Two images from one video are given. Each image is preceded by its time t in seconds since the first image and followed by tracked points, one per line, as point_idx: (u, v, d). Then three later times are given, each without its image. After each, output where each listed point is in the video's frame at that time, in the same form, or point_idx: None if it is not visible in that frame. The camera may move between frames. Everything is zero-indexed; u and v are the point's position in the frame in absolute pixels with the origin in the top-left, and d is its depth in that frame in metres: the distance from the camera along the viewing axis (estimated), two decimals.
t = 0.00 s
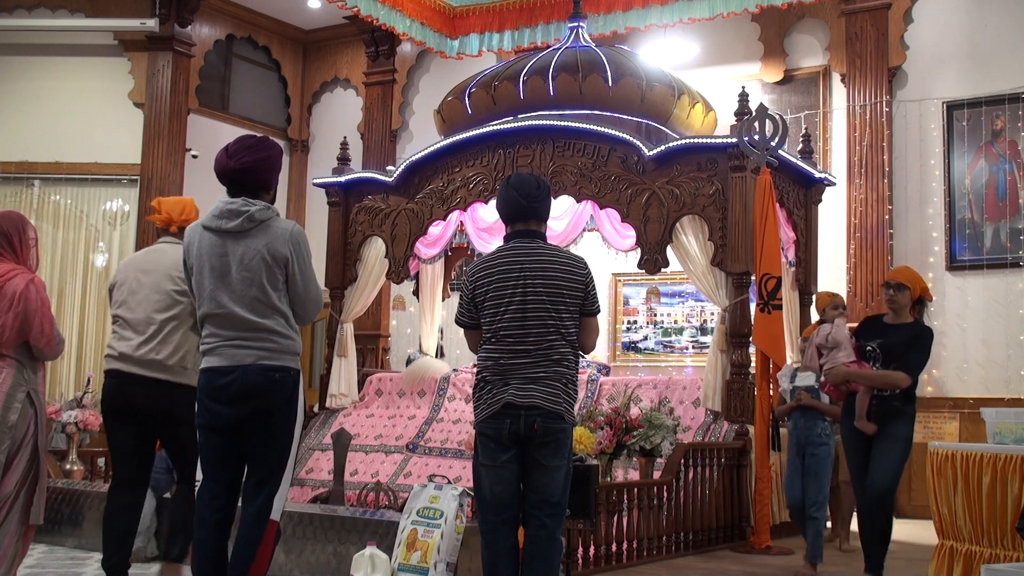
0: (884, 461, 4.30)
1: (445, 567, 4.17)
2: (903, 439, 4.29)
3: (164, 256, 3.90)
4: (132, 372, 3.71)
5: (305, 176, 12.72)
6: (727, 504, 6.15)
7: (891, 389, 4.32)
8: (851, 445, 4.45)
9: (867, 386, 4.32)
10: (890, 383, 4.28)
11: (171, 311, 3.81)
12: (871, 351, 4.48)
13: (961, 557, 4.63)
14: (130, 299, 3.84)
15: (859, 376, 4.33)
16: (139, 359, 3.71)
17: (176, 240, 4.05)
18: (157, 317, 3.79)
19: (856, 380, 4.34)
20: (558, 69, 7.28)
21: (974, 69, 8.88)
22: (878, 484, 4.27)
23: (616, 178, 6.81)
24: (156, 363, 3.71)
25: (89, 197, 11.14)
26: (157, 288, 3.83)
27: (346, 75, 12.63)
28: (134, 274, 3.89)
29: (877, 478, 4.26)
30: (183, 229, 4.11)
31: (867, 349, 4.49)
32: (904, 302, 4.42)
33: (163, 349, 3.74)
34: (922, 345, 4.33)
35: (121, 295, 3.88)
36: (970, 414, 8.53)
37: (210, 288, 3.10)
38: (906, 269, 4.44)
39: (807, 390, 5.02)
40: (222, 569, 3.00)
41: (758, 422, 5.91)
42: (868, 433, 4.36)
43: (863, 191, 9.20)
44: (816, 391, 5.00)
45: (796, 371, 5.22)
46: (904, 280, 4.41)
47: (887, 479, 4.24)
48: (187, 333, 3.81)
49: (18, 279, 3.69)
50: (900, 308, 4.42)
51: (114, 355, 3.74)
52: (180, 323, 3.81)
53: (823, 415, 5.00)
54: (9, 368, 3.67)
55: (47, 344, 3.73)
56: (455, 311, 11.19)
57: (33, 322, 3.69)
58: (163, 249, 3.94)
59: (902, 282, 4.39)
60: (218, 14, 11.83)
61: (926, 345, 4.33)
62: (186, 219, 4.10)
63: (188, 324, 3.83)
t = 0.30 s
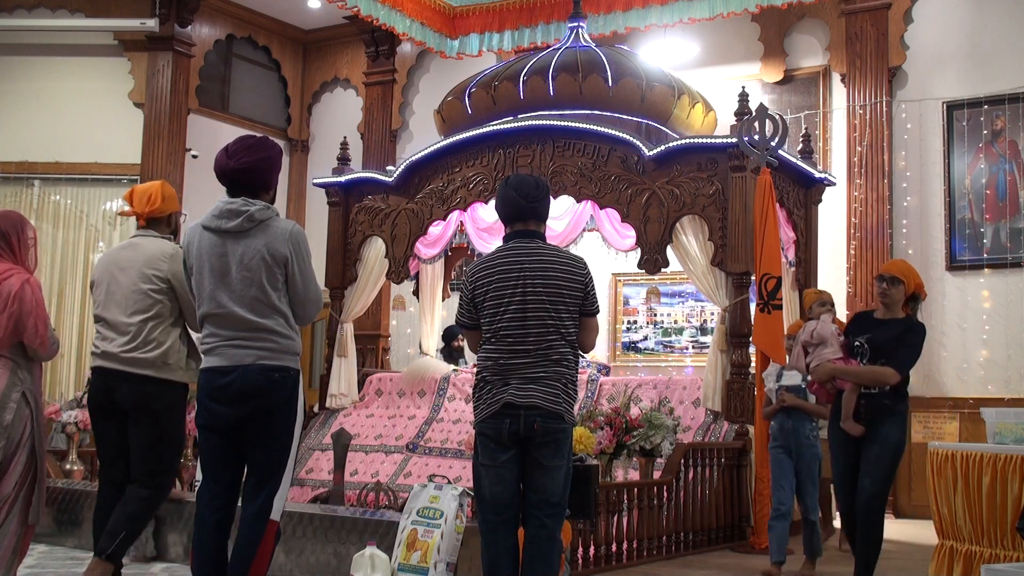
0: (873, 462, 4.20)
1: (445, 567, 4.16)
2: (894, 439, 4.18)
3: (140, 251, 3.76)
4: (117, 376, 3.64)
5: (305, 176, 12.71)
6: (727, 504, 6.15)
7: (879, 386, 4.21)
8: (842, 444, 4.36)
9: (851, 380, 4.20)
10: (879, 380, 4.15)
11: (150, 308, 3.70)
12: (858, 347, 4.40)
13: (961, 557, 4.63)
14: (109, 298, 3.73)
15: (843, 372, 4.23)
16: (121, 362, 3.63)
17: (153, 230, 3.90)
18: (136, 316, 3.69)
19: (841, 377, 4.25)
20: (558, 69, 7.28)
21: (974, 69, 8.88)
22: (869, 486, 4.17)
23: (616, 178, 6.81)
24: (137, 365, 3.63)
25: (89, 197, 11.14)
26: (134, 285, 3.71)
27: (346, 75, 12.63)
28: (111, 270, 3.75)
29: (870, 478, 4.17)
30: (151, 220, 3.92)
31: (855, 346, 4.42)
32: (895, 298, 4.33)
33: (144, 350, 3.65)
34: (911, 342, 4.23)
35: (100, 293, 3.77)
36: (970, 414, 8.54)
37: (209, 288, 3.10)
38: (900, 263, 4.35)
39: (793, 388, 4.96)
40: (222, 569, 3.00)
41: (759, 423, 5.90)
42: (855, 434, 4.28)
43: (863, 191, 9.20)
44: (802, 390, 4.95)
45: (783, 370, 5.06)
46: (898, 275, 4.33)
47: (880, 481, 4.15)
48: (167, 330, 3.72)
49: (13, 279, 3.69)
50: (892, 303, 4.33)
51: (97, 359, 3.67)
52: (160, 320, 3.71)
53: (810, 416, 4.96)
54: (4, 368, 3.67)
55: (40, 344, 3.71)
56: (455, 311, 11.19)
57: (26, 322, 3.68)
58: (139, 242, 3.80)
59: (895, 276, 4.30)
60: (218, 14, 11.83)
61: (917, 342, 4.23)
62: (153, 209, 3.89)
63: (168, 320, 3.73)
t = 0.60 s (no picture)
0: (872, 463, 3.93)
1: (444, 567, 4.16)
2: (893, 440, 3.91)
3: (137, 248, 3.68)
4: (104, 375, 3.54)
5: (305, 176, 12.72)
6: (727, 504, 6.16)
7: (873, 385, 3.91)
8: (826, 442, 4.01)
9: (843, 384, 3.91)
10: (871, 378, 3.86)
11: (144, 307, 3.62)
12: (849, 343, 4.09)
13: (962, 557, 4.63)
14: (102, 295, 3.65)
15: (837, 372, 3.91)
16: (109, 360, 3.54)
17: (150, 228, 3.83)
18: (129, 314, 3.61)
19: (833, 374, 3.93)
20: (558, 69, 7.28)
21: (974, 69, 8.88)
22: (869, 485, 3.92)
23: (616, 178, 6.80)
24: (124, 364, 3.54)
25: (89, 197, 11.13)
26: (129, 283, 3.63)
27: (346, 75, 12.63)
28: (106, 267, 3.68)
29: (869, 477, 3.92)
30: (147, 217, 3.85)
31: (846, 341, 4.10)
32: (885, 288, 4.04)
33: (133, 350, 3.56)
34: (907, 335, 3.95)
35: (93, 289, 3.68)
36: (970, 414, 8.54)
37: (209, 288, 3.10)
38: (889, 251, 4.06)
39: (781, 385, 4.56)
40: (222, 569, 3.00)
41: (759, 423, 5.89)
42: (847, 433, 3.94)
43: (863, 191, 9.19)
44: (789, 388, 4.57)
45: (766, 365, 4.73)
46: (885, 262, 4.04)
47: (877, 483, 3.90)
48: (159, 330, 3.64)
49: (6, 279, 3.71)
50: (883, 293, 4.04)
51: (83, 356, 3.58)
52: (153, 320, 3.63)
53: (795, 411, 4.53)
54: None
55: (35, 343, 3.69)
56: (455, 311, 11.19)
57: (21, 321, 3.68)
58: (137, 239, 3.73)
59: (883, 264, 4.02)
60: (218, 14, 11.83)
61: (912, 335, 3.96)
62: (147, 206, 3.82)
63: (161, 320, 3.65)
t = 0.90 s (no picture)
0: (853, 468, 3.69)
1: (445, 567, 4.16)
2: (876, 445, 3.68)
3: (131, 247, 3.67)
4: (97, 375, 3.53)
5: (305, 176, 12.71)
6: (727, 504, 6.17)
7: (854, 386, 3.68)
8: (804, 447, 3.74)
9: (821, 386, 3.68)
10: (851, 378, 3.63)
11: (138, 306, 3.62)
12: (829, 340, 3.84)
13: (962, 557, 4.63)
14: (96, 293, 3.64)
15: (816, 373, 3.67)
16: (103, 360, 3.53)
17: (141, 226, 3.83)
18: (123, 314, 3.60)
19: (812, 375, 3.69)
20: (558, 69, 7.28)
21: (974, 69, 8.88)
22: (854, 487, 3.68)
23: (616, 178, 6.80)
24: (118, 364, 3.52)
25: (89, 197, 11.13)
26: (123, 282, 3.62)
27: (346, 75, 12.64)
28: (99, 265, 3.66)
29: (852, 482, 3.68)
30: (138, 214, 3.86)
31: (826, 339, 3.85)
32: (868, 288, 3.81)
33: (127, 350, 3.55)
34: (891, 334, 3.73)
35: (85, 287, 3.66)
36: (970, 414, 8.55)
37: (210, 288, 3.10)
38: (871, 248, 3.84)
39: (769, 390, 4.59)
40: (222, 569, 3.00)
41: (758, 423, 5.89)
42: (829, 437, 3.67)
43: (862, 191, 9.19)
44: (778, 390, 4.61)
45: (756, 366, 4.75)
46: (868, 260, 3.82)
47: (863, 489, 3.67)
48: (153, 330, 3.63)
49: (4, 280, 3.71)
50: (867, 292, 3.80)
51: (77, 355, 3.57)
52: (147, 319, 3.63)
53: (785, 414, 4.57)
54: None
55: (35, 343, 3.70)
56: (454, 311, 11.19)
57: (19, 321, 3.69)
58: (130, 237, 3.71)
59: (865, 261, 3.80)
60: (218, 14, 11.83)
61: (896, 335, 3.74)
62: (138, 202, 3.83)
63: (155, 320, 3.65)
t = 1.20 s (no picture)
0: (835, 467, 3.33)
1: (445, 567, 4.16)
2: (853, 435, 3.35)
3: (112, 245, 3.56)
4: (91, 374, 3.47)
5: (305, 176, 12.72)
6: (727, 503, 6.18)
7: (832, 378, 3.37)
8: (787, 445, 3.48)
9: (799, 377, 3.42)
10: (829, 370, 3.33)
11: (122, 306, 3.52)
12: (810, 330, 3.52)
13: (962, 557, 4.63)
14: (79, 295, 3.55)
15: (794, 363, 3.40)
16: (92, 362, 3.47)
17: (124, 222, 3.70)
18: (107, 314, 3.50)
19: (789, 365, 3.42)
20: (558, 69, 7.28)
21: (974, 70, 8.88)
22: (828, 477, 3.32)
23: (616, 178, 6.79)
24: (107, 365, 3.46)
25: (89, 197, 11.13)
26: (105, 282, 3.52)
27: (346, 75, 12.64)
28: (82, 266, 3.56)
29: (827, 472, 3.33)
30: (122, 209, 3.74)
31: (806, 329, 3.53)
32: (851, 276, 3.49)
33: (116, 350, 3.48)
34: (874, 323, 3.39)
35: (69, 288, 3.57)
36: (970, 414, 8.56)
37: (210, 289, 3.10)
38: (855, 233, 3.53)
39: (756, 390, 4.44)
40: (222, 569, 2.99)
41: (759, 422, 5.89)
42: (805, 432, 3.41)
43: (863, 191, 9.19)
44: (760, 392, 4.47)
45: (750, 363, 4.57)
46: (851, 245, 3.50)
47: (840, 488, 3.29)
48: (141, 328, 3.54)
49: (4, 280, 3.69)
50: (850, 279, 3.48)
51: (67, 357, 3.51)
52: (133, 318, 3.53)
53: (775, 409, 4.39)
54: None
55: (35, 344, 3.69)
56: (454, 311, 11.19)
57: (20, 322, 3.68)
58: (110, 235, 3.59)
59: (848, 245, 3.48)
60: (218, 14, 11.83)
61: (881, 323, 3.41)
62: (123, 197, 3.72)
63: (141, 318, 3.55)
